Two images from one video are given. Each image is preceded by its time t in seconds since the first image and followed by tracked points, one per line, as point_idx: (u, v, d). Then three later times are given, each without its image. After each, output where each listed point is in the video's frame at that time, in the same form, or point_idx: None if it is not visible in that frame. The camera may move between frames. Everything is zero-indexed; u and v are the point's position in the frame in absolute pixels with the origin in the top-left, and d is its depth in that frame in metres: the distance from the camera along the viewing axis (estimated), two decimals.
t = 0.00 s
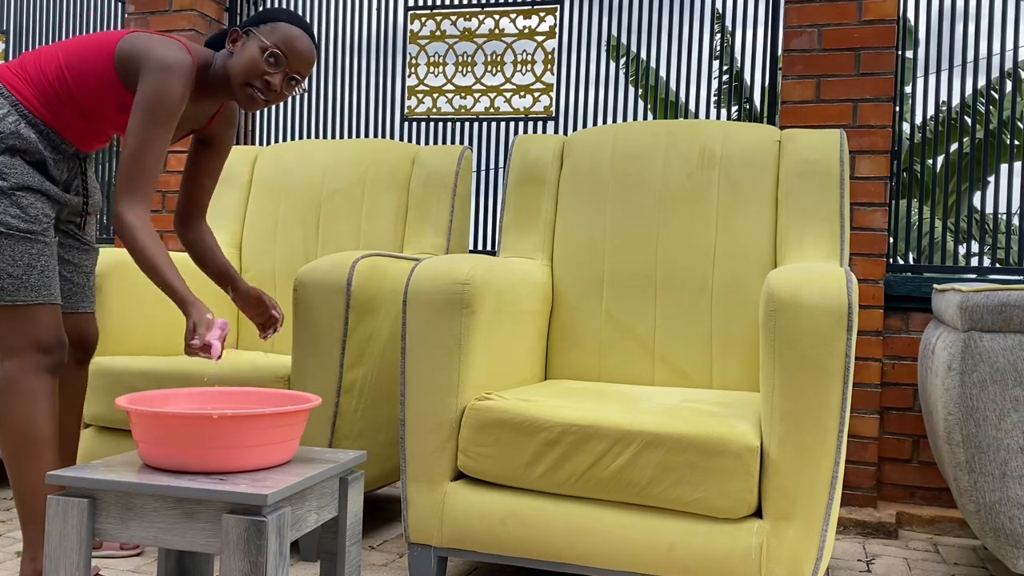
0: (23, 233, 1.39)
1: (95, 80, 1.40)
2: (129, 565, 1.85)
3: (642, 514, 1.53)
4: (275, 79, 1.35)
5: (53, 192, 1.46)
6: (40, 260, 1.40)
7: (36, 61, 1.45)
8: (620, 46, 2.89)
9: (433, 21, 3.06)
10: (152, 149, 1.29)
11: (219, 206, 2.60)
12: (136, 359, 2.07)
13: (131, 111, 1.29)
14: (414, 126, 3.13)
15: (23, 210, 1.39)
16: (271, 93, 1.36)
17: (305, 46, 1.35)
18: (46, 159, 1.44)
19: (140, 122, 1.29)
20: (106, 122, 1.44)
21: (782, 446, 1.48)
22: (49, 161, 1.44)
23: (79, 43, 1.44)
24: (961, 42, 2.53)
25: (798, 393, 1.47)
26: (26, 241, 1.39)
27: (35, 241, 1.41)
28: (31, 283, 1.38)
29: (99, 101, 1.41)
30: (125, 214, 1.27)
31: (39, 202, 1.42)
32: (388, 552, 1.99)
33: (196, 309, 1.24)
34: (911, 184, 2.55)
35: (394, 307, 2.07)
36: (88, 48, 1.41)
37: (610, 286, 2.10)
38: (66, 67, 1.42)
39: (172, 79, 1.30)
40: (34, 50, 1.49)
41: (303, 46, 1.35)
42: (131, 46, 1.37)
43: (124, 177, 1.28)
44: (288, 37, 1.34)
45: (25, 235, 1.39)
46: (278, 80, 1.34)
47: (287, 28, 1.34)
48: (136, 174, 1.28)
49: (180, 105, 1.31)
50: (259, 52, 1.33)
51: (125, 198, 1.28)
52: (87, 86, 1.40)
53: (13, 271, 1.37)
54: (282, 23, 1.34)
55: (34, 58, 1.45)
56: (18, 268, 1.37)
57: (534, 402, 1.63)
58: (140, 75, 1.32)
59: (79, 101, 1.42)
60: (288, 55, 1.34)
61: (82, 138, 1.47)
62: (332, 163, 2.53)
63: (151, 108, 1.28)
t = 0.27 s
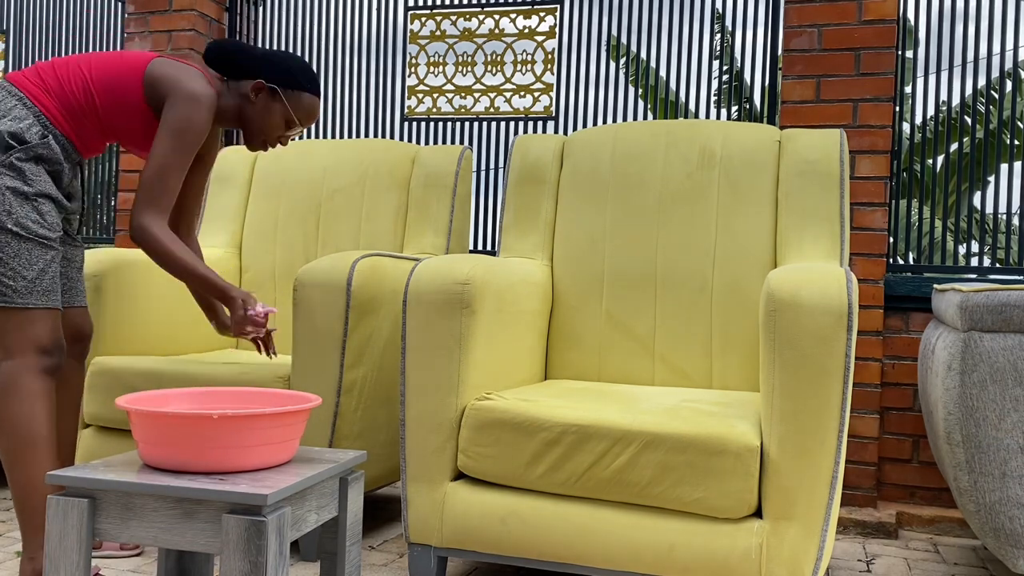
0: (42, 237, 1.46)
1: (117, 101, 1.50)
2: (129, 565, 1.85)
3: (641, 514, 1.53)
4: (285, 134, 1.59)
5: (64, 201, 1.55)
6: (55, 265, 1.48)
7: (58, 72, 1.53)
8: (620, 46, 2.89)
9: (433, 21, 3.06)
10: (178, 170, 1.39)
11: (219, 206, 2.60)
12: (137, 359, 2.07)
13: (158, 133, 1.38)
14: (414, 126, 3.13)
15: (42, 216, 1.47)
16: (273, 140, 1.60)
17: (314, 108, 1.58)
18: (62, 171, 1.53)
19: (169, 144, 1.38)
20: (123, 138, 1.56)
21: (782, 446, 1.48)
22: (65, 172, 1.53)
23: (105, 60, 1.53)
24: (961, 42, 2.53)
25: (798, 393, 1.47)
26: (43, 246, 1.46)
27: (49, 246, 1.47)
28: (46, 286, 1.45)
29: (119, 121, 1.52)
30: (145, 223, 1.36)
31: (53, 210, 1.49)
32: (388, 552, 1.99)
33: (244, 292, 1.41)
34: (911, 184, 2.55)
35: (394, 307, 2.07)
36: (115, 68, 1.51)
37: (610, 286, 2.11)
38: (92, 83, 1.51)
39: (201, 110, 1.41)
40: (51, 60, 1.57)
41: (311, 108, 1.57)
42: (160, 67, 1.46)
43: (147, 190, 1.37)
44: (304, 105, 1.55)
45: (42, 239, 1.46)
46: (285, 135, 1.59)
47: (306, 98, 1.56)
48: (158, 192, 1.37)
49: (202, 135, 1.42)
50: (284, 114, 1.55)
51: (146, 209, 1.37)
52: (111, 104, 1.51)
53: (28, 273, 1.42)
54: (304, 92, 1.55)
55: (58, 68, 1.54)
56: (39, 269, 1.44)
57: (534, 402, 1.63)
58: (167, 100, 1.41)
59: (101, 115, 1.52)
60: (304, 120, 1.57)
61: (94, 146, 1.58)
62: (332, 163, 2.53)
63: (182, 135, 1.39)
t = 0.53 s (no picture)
0: (60, 231, 1.70)
1: (110, 112, 1.66)
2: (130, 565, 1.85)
3: (641, 514, 1.53)
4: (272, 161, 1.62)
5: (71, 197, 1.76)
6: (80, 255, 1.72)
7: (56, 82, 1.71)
8: (620, 46, 2.89)
9: (433, 21, 3.06)
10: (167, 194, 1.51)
11: (219, 206, 2.60)
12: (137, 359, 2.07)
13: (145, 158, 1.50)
14: (414, 126, 3.13)
15: (56, 211, 1.69)
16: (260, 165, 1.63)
17: (302, 140, 1.60)
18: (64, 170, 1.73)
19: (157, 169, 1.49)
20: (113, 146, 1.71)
21: (782, 446, 1.48)
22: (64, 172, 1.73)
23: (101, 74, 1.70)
24: (961, 42, 2.53)
25: (798, 393, 1.47)
26: (65, 237, 1.70)
27: (70, 238, 1.72)
28: (76, 275, 1.70)
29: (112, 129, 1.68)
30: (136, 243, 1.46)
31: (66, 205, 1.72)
32: (388, 552, 1.99)
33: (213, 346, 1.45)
34: (911, 184, 2.55)
35: (394, 306, 2.07)
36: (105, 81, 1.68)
37: (610, 286, 2.11)
38: (85, 95, 1.69)
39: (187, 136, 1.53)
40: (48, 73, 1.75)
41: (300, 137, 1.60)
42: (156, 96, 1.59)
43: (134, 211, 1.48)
44: (290, 133, 1.58)
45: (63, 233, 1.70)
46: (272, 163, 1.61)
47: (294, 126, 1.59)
48: (146, 215, 1.48)
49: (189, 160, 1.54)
50: (265, 140, 1.58)
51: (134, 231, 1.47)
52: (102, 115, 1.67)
53: (56, 264, 1.67)
54: (291, 121, 1.58)
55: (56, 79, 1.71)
56: (66, 262, 1.69)
57: (534, 403, 1.63)
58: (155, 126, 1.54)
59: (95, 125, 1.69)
60: (287, 148, 1.60)
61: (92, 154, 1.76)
62: (332, 163, 2.53)
63: (167, 160, 1.50)
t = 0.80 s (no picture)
0: (16, 232, 1.71)
1: (80, 106, 1.65)
2: (129, 565, 1.85)
3: (642, 514, 1.53)
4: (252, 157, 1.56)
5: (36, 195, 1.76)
6: (35, 256, 1.75)
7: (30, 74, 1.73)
8: (620, 46, 2.89)
9: (433, 21, 3.06)
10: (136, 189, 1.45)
11: (219, 206, 2.60)
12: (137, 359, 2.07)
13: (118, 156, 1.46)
14: (414, 126, 3.13)
15: (15, 212, 1.71)
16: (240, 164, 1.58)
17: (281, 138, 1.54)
18: (29, 168, 1.74)
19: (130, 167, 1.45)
20: (83, 139, 1.71)
21: (782, 446, 1.48)
22: (31, 170, 1.74)
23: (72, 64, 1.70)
24: (961, 42, 2.53)
25: (798, 393, 1.47)
26: (20, 239, 1.72)
27: (26, 239, 1.73)
28: (29, 277, 1.74)
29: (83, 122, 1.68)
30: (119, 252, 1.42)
31: (26, 203, 1.73)
32: (388, 552, 1.99)
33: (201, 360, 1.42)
34: (911, 184, 2.54)
35: (394, 306, 2.07)
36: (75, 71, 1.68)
37: (610, 286, 2.11)
38: (56, 88, 1.69)
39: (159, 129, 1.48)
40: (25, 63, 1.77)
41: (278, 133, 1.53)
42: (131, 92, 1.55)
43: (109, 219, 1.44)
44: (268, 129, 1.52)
45: (22, 233, 1.72)
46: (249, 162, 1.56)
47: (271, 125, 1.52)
48: (123, 219, 1.44)
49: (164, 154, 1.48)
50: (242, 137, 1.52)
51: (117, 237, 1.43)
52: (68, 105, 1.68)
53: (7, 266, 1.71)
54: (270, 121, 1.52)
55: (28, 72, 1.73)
56: (18, 263, 1.72)
57: (534, 403, 1.63)
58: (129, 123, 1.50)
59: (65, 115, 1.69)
60: (264, 146, 1.54)
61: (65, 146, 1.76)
62: (332, 163, 2.53)
63: (139, 156, 1.45)
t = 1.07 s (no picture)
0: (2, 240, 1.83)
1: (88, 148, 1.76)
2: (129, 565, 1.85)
3: (642, 514, 1.53)
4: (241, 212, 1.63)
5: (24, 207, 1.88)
6: (12, 263, 1.86)
7: (55, 99, 1.85)
8: (620, 46, 2.89)
9: (433, 21, 3.06)
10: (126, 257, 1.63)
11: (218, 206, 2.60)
12: (137, 359, 2.07)
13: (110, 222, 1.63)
14: (414, 126, 3.13)
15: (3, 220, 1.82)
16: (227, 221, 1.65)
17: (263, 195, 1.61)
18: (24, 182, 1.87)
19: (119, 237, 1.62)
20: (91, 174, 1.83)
21: (782, 446, 1.48)
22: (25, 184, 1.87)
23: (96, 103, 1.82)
24: (961, 42, 2.53)
25: (798, 393, 1.47)
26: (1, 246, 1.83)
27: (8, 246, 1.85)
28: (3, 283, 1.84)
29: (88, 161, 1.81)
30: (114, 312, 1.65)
31: (14, 212, 1.85)
32: (388, 552, 1.99)
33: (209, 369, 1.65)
34: (911, 184, 2.54)
35: (393, 306, 2.07)
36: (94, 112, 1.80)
37: (610, 286, 2.11)
38: (72, 127, 1.80)
39: (145, 205, 1.60)
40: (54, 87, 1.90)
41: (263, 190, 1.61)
42: (127, 154, 1.66)
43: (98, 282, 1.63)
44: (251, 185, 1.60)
45: (3, 241, 1.83)
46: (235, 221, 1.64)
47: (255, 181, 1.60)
48: (115, 280, 1.64)
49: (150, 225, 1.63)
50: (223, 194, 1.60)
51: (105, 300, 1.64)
52: (77, 142, 1.80)
53: None
54: (257, 173, 1.60)
55: (54, 96, 1.85)
56: None
57: (534, 403, 1.63)
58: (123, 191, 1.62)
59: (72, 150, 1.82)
60: (247, 204, 1.62)
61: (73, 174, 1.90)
62: (332, 163, 2.53)
63: (128, 224, 1.61)
